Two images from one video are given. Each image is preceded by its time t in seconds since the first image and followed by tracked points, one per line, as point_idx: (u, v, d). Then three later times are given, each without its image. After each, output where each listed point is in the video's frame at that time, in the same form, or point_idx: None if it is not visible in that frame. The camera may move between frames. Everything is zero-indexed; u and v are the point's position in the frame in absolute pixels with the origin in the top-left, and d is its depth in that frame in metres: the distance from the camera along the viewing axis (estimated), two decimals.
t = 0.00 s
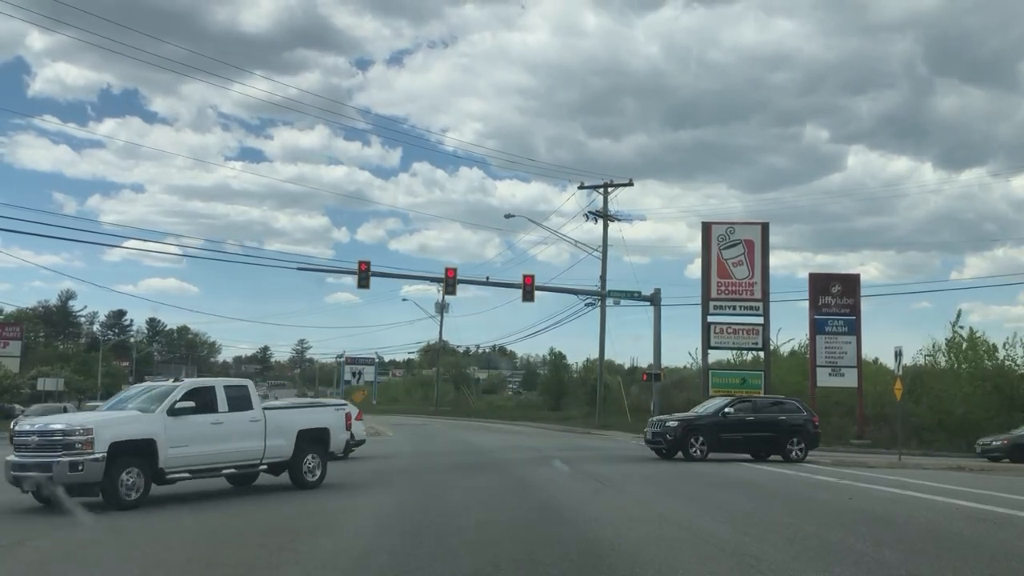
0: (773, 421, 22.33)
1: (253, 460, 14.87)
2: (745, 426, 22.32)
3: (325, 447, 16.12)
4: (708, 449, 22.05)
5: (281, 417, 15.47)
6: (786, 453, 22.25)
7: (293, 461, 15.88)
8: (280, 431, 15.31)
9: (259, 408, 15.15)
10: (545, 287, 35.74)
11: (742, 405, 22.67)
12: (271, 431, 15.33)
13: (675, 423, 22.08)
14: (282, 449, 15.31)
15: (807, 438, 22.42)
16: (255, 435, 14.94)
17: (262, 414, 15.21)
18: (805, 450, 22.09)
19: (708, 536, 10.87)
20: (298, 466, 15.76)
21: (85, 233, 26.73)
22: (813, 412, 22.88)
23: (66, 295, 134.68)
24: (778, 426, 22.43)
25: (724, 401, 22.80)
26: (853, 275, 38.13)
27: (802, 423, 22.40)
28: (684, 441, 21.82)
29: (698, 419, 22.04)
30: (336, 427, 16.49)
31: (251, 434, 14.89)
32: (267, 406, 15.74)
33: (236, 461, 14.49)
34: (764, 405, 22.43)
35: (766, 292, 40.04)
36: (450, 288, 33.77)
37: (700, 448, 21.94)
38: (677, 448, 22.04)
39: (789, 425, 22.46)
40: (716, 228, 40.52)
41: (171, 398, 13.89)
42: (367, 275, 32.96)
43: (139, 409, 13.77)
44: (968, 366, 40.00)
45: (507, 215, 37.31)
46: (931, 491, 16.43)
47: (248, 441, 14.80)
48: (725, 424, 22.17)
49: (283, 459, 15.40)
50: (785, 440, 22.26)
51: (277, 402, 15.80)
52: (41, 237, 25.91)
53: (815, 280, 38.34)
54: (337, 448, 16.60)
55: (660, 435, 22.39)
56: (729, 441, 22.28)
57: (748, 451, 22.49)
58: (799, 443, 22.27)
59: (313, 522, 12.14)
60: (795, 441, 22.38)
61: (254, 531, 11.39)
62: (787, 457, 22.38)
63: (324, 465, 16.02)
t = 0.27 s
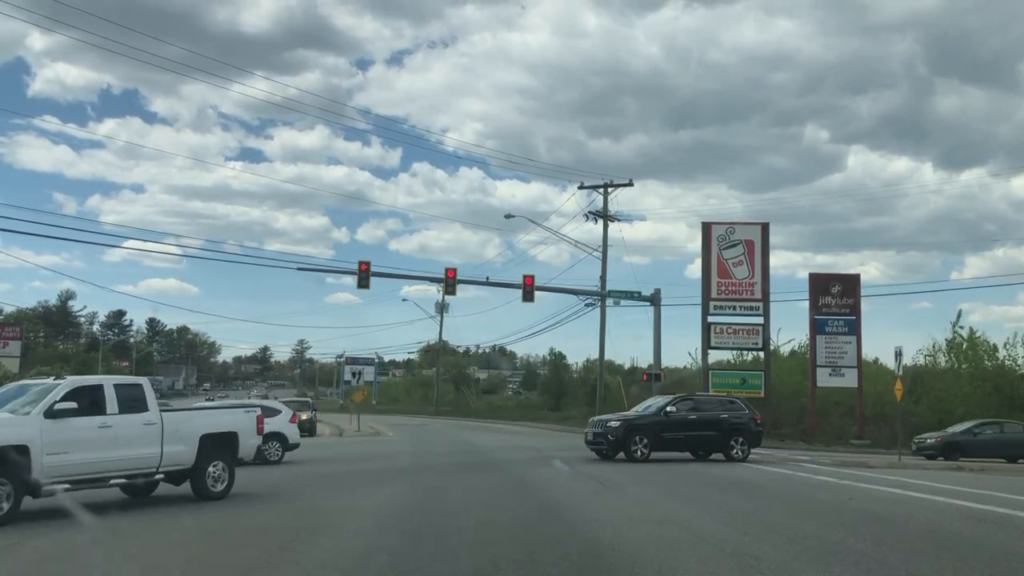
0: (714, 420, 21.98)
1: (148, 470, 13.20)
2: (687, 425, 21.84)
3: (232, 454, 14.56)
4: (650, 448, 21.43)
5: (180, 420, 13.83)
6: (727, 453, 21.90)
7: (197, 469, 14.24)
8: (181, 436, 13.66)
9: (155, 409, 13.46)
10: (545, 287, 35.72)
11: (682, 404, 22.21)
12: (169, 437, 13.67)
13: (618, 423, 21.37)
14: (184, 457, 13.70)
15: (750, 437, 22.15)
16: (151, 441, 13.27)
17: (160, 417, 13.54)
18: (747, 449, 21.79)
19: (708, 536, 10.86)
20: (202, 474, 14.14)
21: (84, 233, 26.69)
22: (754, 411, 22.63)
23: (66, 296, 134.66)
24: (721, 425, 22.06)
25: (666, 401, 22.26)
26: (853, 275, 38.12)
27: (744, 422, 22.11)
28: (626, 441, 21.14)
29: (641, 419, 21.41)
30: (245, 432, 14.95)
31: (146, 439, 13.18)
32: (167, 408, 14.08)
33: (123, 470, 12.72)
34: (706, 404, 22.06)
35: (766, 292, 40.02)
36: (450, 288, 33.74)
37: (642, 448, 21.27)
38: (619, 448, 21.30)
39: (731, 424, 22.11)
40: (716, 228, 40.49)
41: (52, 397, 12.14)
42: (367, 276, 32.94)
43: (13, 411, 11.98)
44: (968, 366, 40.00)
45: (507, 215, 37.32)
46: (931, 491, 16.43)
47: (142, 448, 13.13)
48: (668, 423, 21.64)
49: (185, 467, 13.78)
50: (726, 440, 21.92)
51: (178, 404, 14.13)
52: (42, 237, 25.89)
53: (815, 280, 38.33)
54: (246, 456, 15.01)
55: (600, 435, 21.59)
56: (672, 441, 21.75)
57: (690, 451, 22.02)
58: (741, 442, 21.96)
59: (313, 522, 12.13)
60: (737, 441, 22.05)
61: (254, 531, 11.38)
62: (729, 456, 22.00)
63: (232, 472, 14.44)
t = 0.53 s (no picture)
0: (659, 418, 21.33)
1: (17, 478, 11.80)
2: (631, 424, 21.13)
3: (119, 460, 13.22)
4: (593, 449, 20.68)
5: (57, 423, 12.43)
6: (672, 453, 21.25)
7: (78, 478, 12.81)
8: (55, 440, 12.27)
9: (24, 412, 12.12)
10: (545, 287, 35.70)
11: (626, 403, 21.48)
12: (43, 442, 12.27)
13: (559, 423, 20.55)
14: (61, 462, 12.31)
15: (695, 437, 21.54)
16: (18, 446, 11.87)
17: (29, 420, 12.14)
18: (692, 449, 21.18)
19: (708, 536, 10.85)
20: (84, 483, 12.72)
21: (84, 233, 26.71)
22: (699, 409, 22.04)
23: (66, 296, 134.69)
24: (665, 425, 21.41)
25: (610, 399, 21.54)
26: (853, 275, 38.09)
27: (689, 421, 21.49)
28: (568, 442, 20.33)
29: (584, 418, 20.64)
30: (134, 438, 13.64)
31: (13, 446, 11.81)
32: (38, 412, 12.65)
33: None
34: (651, 402, 21.38)
35: (766, 292, 40.00)
36: (450, 288, 33.71)
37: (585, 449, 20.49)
38: (562, 450, 20.48)
39: (676, 423, 21.47)
40: (716, 228, 40.47)
41: None
42: (367, 275, 32.91)
43: None
44: (969, 366, 39.99)
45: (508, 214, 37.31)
46: (931, 491, 16.43)
47: (9, 453, 11.75)
48: (612, 423, 20.92)
49: (61, 475, 12.37)
50: (671, 439, 21.27)
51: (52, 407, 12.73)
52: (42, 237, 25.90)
53: (815, 280, 38.31)
54: (132, 463, 13.64)
55: (542, 436, 20.74)
56: (616, 441, 21.07)
57: (635, 451, 21.34)
58: (687, 442, 21.32)
59: (313, 522, 12.12)
60: (683, 441, 21.41)
61: (253, 531, 11.37)
62: (673, 457, 21.34)
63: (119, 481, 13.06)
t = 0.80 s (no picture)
0: (602, 417, 20.74)
1: None
2: (573, 424, 20.46)
3: None
4: (535, 450, 19.92)
5: None
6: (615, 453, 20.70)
7: None
8: None
9: None
10: (545, 287, 35.71)
11: (568, 402, 20.79)
12: None
13: (500, 424, 19.72)
14: None
15: (638, 436, 21.06)
16: None
17: None
18: (635, 449, 20.73)
19: (707, 536, 10.87)
20: None
21: (84, 233, 26.71)
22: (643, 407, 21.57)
23: (66, 296, 134.77)
24: (608, 424, 20.85)
25: (552, 399, 20.81)
26: (853, 275, 38.11)
27: (632, 420, 21.00)
28: (508, 443, 19.51)
29: (525, 419, 19.86)
30: None
31: None
32: None
33: None
34: (594, 401, 20.77)
35: (766, 292, 40.01)
36: (450, 288, 33.73)
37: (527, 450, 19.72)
38: (502, 452, 19.64)
39: (620, 422, 20.94)
40: (716, 228, 40.46)
41: None
42: (367, 276, 32.93)
43: None
44: (969, 366, 40.01)
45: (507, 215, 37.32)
46: (931, 491, 16.47)
47: None
48: (554, 423, 20.20)
49: None
50: (614, 439, 20.71)
51: None
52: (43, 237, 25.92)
53: (815, 281, 38.33)
54: None
55: (482, 438, 19.84)
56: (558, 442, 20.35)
57: (577, 452, 20.69)
58: (630, 442, 20.82)
59: (313, 522, 12.13)
60: (627, 441, 20.90)
61: (253, 531, 11.37)
62: (616, 457, 20.79)
63: None
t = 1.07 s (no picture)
0: (542, 418, 20.18)
1: None
2: (513, 425, 19.72)
3: None
4: (474, 454, 18.95)
5: None
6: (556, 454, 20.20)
7: None
8: None
9: None
10: (545, 287, 35.72)
11: (507, 402, 19.98)
12: None
13: (438, 426, 18.57)
14: None
15: (576, 436, 20.70)
16: None
17: None
18: (574, 451, 20.33)
19: (709, 536, 10.92)
20: None
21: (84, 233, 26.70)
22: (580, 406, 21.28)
23: (66, 296, 134.84)
24: (548, 424, 20.29)
25: (489, 400, 19.93)
26: (853, 275, 38.11)
27: (572, 421, 20.61)
28: (449, 446, 18.39)
29: (465, 420, 18.85)
30: None
31: None
32: None
33: None
34: (533, 401, 20.10)
35: (766, 292, 40.02)
36: (450, 288, 33.76)
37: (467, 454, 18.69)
38: (441, 456, 18.49)
39: (561, 423, 20.48)
40: (716, 228, 40.48)
41: None
42: (367, 275, 32.96)
43: None
44: (969, 366, 40.01)
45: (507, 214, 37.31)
46: (930, 491, 16.48)
47: None
48: (494, 425, 19.34)
49: None
50: (554, 440, 20.22)
51: None
52: (43, 237, 25.98)
53: (814, 281, 38.33)
54: None
55: (418, 442, 18.58)
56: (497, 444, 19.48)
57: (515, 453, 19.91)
58: (569, 443, 20.40)
59: (312, 522, 12.14)
60: (568, 441, 20.48)
61: (254, 531, 11.38)
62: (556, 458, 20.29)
63: None
